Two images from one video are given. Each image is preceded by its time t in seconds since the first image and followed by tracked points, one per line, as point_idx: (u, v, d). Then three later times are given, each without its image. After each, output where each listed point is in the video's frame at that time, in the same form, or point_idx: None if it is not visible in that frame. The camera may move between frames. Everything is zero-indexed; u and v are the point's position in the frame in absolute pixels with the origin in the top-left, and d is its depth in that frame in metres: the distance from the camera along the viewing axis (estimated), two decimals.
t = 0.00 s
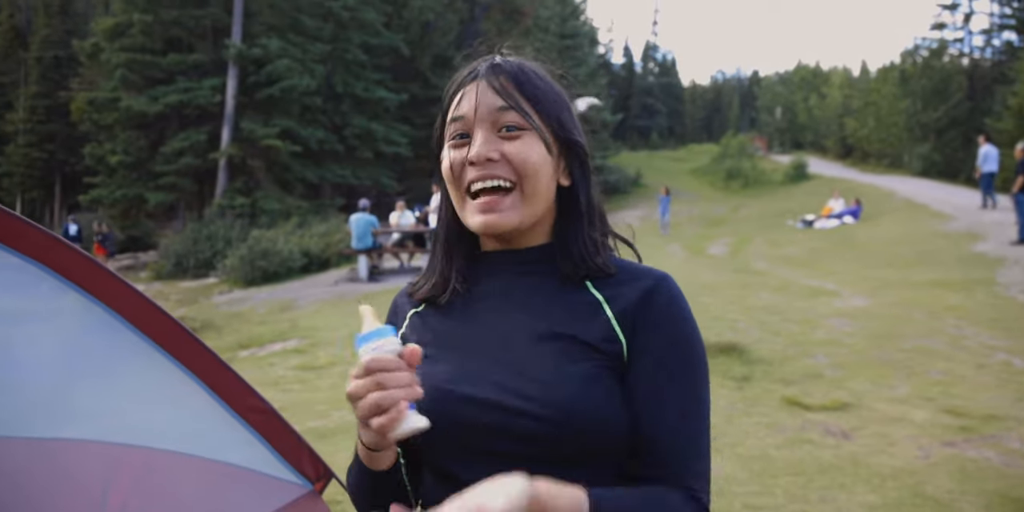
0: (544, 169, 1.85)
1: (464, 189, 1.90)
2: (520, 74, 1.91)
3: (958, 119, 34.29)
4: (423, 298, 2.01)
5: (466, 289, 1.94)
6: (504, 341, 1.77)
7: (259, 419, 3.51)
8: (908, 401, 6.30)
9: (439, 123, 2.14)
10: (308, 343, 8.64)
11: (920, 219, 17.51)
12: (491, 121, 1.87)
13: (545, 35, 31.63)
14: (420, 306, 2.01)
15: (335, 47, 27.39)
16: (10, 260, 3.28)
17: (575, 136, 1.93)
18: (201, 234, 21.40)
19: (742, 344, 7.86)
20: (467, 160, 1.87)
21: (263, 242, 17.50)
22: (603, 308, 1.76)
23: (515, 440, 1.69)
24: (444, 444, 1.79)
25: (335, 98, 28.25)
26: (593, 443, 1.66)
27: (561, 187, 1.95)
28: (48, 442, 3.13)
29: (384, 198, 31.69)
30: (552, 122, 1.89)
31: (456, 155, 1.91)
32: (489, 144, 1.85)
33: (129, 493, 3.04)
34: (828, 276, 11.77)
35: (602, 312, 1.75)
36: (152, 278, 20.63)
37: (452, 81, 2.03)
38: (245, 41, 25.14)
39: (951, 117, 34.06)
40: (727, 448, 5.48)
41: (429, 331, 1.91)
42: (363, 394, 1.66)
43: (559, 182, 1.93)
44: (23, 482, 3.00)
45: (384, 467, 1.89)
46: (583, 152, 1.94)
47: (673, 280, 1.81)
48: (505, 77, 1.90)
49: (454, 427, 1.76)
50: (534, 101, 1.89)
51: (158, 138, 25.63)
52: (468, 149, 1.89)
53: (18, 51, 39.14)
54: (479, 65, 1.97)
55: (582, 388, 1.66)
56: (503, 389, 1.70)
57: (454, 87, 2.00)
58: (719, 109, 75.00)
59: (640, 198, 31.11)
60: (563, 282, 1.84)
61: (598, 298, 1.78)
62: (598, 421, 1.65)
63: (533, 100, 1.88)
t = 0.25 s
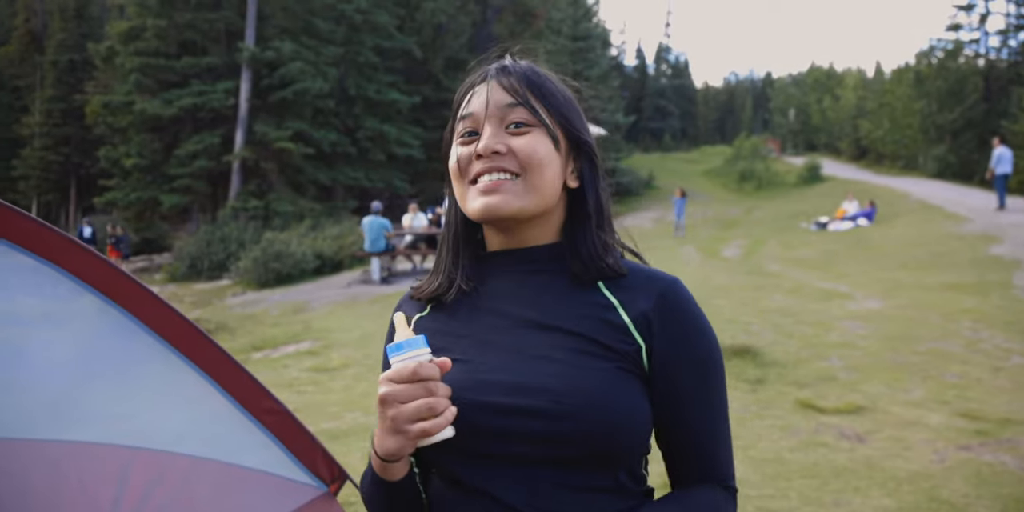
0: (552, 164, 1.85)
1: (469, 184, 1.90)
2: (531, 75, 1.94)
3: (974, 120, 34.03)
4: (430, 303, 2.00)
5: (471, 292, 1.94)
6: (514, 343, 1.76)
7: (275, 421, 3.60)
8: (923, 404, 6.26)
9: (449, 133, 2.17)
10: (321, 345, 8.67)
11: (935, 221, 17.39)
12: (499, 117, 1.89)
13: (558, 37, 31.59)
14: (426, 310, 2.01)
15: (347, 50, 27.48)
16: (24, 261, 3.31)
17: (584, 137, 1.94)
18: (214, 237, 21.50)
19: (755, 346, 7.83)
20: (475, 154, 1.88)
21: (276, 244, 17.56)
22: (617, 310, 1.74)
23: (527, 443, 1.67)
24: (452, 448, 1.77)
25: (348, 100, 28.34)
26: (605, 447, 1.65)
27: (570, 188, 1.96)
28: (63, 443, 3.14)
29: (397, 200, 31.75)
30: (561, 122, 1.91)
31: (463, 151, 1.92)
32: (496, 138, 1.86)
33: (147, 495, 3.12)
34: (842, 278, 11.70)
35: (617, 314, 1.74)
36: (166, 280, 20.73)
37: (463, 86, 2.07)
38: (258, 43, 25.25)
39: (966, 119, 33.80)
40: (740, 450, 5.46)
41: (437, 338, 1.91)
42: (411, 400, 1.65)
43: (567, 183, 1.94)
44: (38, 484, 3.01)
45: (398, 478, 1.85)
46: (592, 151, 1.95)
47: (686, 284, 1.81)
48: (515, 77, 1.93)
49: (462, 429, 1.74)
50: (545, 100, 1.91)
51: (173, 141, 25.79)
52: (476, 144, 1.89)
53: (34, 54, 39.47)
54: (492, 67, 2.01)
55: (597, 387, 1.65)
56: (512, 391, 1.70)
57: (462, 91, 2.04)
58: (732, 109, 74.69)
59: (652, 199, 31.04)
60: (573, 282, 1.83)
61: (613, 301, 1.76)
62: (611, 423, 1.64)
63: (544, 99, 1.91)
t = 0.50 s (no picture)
0: (576, 167, 1.85)
1: (490, 181, 1.87)
2: (557, 74, 1.93)
3: (983, 121, 33.88)
4: (437, 301, 1.93)
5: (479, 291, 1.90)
6: (532, 342, 1.74)
7: (282, 422, 3.64)
8: (931, 405, 6.25)
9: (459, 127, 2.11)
10: (329, 346, 8.68)
11: (944, 222, 17.33)
12: (524, 115, 1.87)
13: (566, 37, 31.56)
14: (437, 304, 1.93)
15: (355, 50, 27.50)
16: (30, 262, 3.33)
17: (604, 138, 1.95)
18: (222, 237, 21.54)
19: (763, 347, 7.82)
20: (499, 152, 1.85)
21: (284, 244, 17.57)
22: (640, 318, 1.76)
23: (545, 446, 1.66)
24: (459, 451, 1.74)
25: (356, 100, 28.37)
26: (623, 450, 1.65)
27: (588, 190, 1.97)
28: (69, 443, 3.15)
29: (404, 200, 31.76)
30: (585, 124, 1.91)
31: (486, 149, 1.88)
32: (522, 137, 1.84)
33: (154, 494, 3.12)
34: (851, 279, 11.68)
35: (638, 320, 1.76)
36: (174, 280, 20.77)
37: (480, 81, 2.03)
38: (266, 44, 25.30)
39: (975, 119, 33.68)
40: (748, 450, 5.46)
41: (441, 337, 1.85)
42: (380, 402, 1.61)
43: (587, 185, 1.95)
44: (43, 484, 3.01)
45: (366, 466, 1.80)
46: (613, 155, 1.97)
47: (697, 295, 1.86)
48: (539, 76, 1.92)
49: (472, 431, 1.70)
50: (571, 101, 1.91)
51: (181, 142, 25.84)
52: (499, 142, 1.87)
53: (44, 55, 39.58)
54: (515, 63, 1.98)
55: (614, 388, 1.66)
56: (528, 392, 1.68)
57: (482, 85, 2.00)
58: (739, 110, 74.55)
59: (659, 200, 30.99)
60: (591, 286, 1.83)
61: (633, 307, 1.78)
62: (628, 426, 1.65)
63: (569, 100, 1.90)
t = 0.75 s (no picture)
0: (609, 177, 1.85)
1: (526, 184, 1.81)
2: (590, 79, 1.90)
3: (985, 121, 33.84)
4: (447, 304, 1.88)
5: (491, 294, 1.86)
6: (538, 344, 1.74)
7: (282, 423, 3.61)
8: (934, 406, 6.25)
9: (476, 119, 2.00)
10: (332, 346, 8.67)
11: (948, 222, 17.32)
12: (568, 124, 1.84)
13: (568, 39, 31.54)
14: (444, 307, 1.89)
15: (358, 52, 27.51)
16: (31, 263, 3.28)
17: (622, 148, 1.97)
18: (225, 238, 21.55)
19: (766, 348, 7.81)
20: (539, 156, 1.79)
21: (287, 245, 17.55)
22: (646, 319, 1.78)
23: (551, 448, 1.66)
24: (465, 454, 1.72)
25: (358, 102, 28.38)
26: (629, 450, 1.67)
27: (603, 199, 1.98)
28: (69, 445, 3.12)
29: (406, 202, 31.77)
30: (611, 132, 1.91)
31: (522, 150, 1.82)
32: (562, 144, 1.81)
33: (156, 496, 3.12)
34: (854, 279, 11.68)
35: (644, 320, 1.77)
36: (177, 281, 20.79)
37: (508, 76, 1.94)
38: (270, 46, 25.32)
39: (978, 120, 33.65)
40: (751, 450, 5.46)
41: (449, 338, 1.82)
42: (395, 425, 1.56)
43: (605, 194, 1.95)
44: (44, 486, 2.99)
45: (383, 484, 1.80)
46: (627, 168, 2.01)
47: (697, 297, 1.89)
48: (572, 80, 1.88)
49: (478, 435, 1.69)
50: (604, 110, 1.89)
51: (184, 143, 25.86)
52: (538, 145, 1.81)
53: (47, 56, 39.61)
54: (545, 62, 1.92)
55: (619, 388, 1.67)
56: (535, 394, 1.68)
57: (508, 80, 1.94)
58: (742, 111, 74.56)
59: (661, 201, 30.99)
60: (601, 291, 1.83)
61: (641, 310, 1.79)
62: (632, 427, 1.65)
63: (604, 108, 1.88)
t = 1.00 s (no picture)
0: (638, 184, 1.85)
1: (565, 186, 1.75)
2: (623, 81, 1.87)
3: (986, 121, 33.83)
4: (463, 299, 1.79)
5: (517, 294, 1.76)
6: (557, 348, 1.69)
7: (283, 425, 3.62)
8: (936, 406, 6.25)
9: (499, 109, 1.91)
10: (333, 348, 8.67)
11: (948, 223, 17.33)
12: (607, 126, 1.80)
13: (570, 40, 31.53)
14: (459, 302, 1.79)
15: (359, 53, 27.53)
16: (31, 265, 3.27)
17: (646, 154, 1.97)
18: (226, 240, 21.56)
19: (768, 348, 7.81)
20: (580, 156, 1.75)
21: (289, 247, 17.56)
22: (662, 325, 1.78)
23: (561, 451, 1.64)
24: (482, 460, 1.65)
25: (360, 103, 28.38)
26: (641, 451, 1.67)
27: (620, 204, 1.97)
28: (70, 447, 3.09)
29: (407, 203, 31.78)
30: (640, 137, 1.89)
31: (563, 149, 1.76)
32: (603, 147, 1.77)
33: (158, 497, 3.08)
34: (855, 280, 11.69)
35: (661, 327, 1.78)
36: (179, 283, 20.79)
37: (537, 70, 1.87)
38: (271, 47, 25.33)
39: (979, 120, 33.65)
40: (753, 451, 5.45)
41: (467, 337, 1.73)
42: (390, 460, 1.48)
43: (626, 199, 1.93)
44: (46, 489, 2.93)
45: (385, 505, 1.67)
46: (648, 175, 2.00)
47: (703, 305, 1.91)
48: (606, 81, 1.84)
49: (500, 439, 1.62)
50: (636, 115, 1.87)
51: (185, 145, 25.85)
52: (580, 146, 1.76)
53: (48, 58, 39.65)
54: (578, 59, 1.86)
55: (636, 390, 1.67)
56: (559, 399, 1.64)
57: (542, 72, 1.86)
58: (743, 112, 74.62)
59: (662, 202, 31.00)
60: (618, 297, 1.82)
61: (656, 316, 1.79)
62: (651, 427, 1.67)
63: (636, 112, 1.86)
